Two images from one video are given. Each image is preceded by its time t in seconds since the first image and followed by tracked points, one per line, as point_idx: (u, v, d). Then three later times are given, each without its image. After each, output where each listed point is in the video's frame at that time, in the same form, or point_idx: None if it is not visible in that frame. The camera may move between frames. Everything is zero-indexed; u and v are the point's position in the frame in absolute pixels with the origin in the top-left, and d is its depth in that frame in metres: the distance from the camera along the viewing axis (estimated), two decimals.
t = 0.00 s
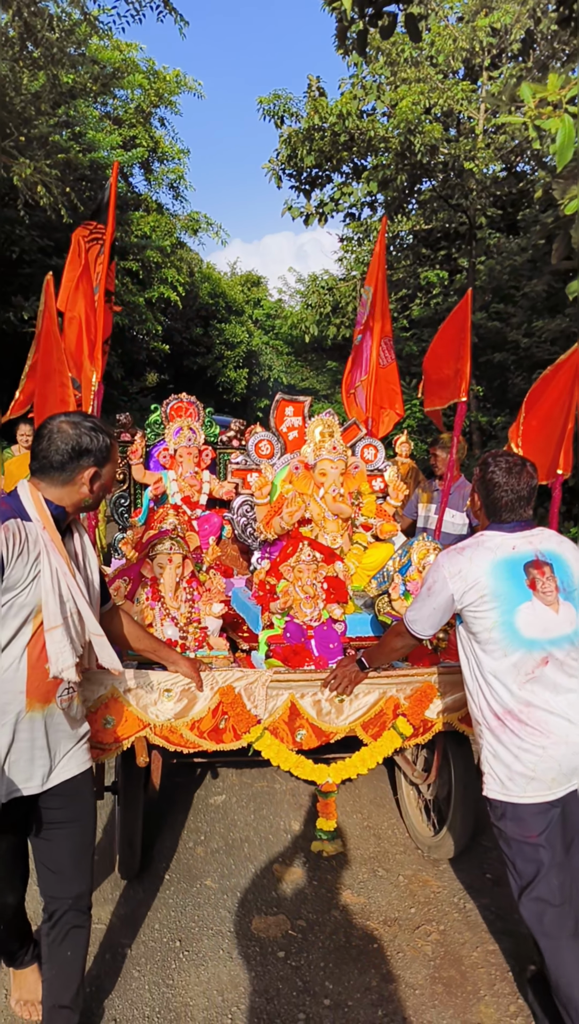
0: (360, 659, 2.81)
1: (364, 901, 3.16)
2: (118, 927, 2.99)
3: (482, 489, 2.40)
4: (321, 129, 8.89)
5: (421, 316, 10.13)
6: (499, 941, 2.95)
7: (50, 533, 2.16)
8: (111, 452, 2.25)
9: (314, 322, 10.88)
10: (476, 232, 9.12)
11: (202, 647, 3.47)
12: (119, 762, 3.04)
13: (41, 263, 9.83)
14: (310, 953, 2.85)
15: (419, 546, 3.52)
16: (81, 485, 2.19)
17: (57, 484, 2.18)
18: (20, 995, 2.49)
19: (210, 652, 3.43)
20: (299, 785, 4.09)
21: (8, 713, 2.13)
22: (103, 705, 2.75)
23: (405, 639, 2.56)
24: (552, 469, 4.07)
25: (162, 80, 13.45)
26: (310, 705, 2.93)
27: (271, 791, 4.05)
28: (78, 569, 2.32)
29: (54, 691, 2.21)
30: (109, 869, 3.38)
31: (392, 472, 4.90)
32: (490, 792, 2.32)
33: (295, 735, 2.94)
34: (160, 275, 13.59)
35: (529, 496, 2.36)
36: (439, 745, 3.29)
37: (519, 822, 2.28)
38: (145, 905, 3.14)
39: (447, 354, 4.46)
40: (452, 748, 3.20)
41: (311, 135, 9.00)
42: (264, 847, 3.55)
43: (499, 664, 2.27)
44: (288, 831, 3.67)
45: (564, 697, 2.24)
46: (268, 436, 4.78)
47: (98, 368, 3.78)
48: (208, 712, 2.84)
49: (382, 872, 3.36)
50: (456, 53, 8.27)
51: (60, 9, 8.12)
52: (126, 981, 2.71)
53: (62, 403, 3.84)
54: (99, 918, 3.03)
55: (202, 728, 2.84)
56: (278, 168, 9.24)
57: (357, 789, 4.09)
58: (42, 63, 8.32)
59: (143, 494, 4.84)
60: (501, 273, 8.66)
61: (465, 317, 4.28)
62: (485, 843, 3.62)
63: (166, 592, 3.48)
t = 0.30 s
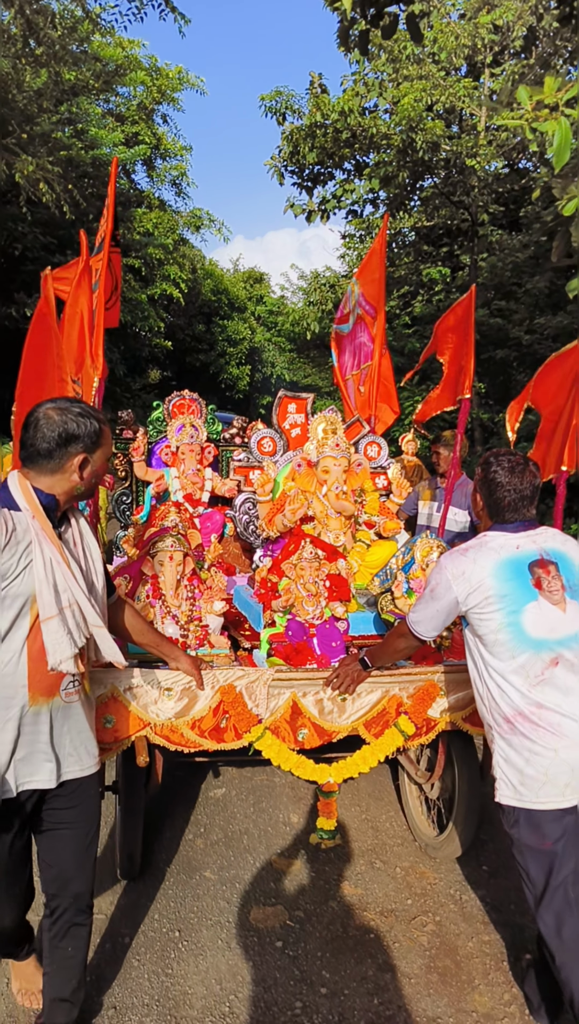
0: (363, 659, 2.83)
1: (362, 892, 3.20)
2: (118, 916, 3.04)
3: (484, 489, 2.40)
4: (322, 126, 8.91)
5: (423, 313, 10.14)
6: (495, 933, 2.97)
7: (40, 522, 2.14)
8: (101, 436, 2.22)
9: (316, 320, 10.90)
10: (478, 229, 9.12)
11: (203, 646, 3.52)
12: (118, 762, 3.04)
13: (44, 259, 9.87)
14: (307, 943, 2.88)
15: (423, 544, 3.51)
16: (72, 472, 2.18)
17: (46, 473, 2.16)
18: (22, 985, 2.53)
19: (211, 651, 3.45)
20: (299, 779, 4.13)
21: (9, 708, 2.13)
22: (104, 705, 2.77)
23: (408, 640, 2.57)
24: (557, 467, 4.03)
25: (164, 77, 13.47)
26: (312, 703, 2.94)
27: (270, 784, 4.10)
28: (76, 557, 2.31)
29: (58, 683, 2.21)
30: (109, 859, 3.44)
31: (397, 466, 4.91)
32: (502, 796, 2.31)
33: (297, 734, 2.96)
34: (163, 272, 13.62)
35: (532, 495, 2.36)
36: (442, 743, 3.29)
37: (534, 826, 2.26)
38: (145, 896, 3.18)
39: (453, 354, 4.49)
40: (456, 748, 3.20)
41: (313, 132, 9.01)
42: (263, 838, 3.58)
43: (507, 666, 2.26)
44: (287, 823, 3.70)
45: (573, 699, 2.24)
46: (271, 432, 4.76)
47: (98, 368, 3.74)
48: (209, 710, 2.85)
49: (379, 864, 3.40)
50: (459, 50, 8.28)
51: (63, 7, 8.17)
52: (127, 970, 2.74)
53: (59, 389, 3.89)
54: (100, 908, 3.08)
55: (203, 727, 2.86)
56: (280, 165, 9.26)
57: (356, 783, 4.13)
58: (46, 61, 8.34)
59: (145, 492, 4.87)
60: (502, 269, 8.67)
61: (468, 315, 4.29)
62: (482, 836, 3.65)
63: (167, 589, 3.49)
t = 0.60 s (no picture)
0: (368, 659, 2.85)
1: (363, 887, 3.23)
2: (121, 915, 3.07)
3: (486, 490, 2.42)
4: (318, 128, 8.94)
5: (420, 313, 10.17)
6: (494, 927, 3.00)
7: (31, 521, 2.14)
8: (89, 429, 2.22)
9: (314, 321, 10.94)
10: (474, 229, 9.15)
11: (205, 648, 3.54)
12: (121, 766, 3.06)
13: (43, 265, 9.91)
14: (308, 939, 2.90)
15: (425, 544, 3.52)
16: (61, 468, 2.19)
17: (35, 471, 2.18)
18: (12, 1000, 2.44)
19: (213, 654, 3.47)
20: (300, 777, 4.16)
21: (11, 709, 2.13)
22: (106, 710, 2.79)
23: (412, 642, 2.60)
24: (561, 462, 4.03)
25: (161, 81, 13.53)
26: (315, 706, 2.96)
27: (272, 783, 4.13)
28: (73, 554, 2.33)
29: (60, 683, 2.20)
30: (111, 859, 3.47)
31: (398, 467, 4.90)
32: (510, 802, 2.31)
33: (301, 736, 2.97)
34: (161, 276, 13.67)
35: (534, 494, 2.38)
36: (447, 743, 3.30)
37: (540, 833, 2.25)
38: (147, 894, 3.21)
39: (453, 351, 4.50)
40: (461, 748, 3.21)
41: (309, 134, 9.04)
42: (265, 836, 3.61)
43: (515, 669, 2.26)
44: (289, 820, 3.73)
45: None
46: (271, 432, 4.80)
47: (97, 370, 3.73)
48: (212, 714, 2.87)
49: (380, 860, 3.43)
50: (453, 52, 8.33)
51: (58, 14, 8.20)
52: (129, 967, 2.77)
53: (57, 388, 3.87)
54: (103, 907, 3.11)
55: (205, 731, 2.88)
56: (276, 167, 9.29)
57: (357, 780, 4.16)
58: (42, 67, 8.37)
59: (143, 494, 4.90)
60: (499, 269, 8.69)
61: (468, 312, 4.30)
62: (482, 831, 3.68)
63: (167, 592, 3.50)
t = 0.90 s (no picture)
0: (372, 662, 2.84)
1: (362, 882, 3.23)
2: (121, 908, 3.08)
3: (492, 490, 2.42)
4: (318, 129, 8.94)
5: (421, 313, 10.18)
6: (491, 920, 3.01)
7: (27, 520, 2.13)
8: (83, 423, 2.23)
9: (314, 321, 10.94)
10: (474, 229, 9.16)
11: (208, 650, 3.58)
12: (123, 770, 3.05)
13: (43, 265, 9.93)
14: (308, 932, 2.91)
15: (429, 545, 3.51)
16: (55, 463, 2.19)
17: (29, 470, 2.19)
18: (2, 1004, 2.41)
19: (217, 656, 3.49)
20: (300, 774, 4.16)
21: (16, 709, 2.12)
22: (108, 713, 2.79)
23: (417, 643, 2.60)
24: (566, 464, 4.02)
25: (161, 82, 13.55)
26: (320, 709, 2.95)
27: (272, 780, 4.14)
28: (73, 551, 2.33)
29: (65, 683, 2.20)
30: (112, 854, 3.49)
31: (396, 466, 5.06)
32: (516, 804, 2.30)
33: (305, 740, 2.97)
34: (162, 276, 13.70)
35: (540, 492, 2.38)
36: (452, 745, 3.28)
37: (545, 836, 2.24)
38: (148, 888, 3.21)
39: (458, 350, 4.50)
40: (466, 751, 3.20)
41: (309, 135, 9.05)
42: (265, 831, 3.62)
43: (521, 671, 2.25)
44: (288, 816, 3.74)
45: None
46: (273, 432, 4.79)
47: (98, 369, 3.74)
48: (215, 716, 2.88)
49: (379, 854, 3.44)
50: (453, 52, 8.34)
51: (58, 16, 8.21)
52: (131, 958, 2.78)
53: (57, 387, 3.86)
54: (104, 900, 3.12)
55: (209, 734, 2.89)
56: (277, 168, 9.30)
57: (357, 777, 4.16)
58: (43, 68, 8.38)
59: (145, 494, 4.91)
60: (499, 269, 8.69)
61: (473, 312, 4.28)
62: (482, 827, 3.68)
63: (170, 594, 3.51)
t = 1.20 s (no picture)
0: (376, 662, 2.85)
1: (361, 874, 3.24)
2: (122, 901, 3.09)
3: (496, 488, 2.43)
4: (317, 129, 8.96)
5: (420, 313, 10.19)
6: (489, 911, 3.02)
7: (26, 522, 2.14)
8: (77, 422, 2.24)
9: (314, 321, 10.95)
10: (473, 229, 9.17)
11: (210, 651, 3.57)
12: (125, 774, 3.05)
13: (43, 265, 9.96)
14: (308, 923, 2.92)
15: (431, 544, 3.53)
16: (52, 462, 2.20)
17: (26, 471, 2.20)
18: None
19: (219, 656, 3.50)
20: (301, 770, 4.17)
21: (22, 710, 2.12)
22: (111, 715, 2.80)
23: (421, 642, 2.60)
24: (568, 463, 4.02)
25: (161, 83, 13.58)
26: (323, 710, 2.96)
27: (272, 775, 4.15)
28: (74, 551, 2.34)
29: (71, 683, 2.22)
30: (112, 850, 3.50)
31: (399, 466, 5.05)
32: (519, 802, 2.30)
33: (308, 741, 2.98)
34: (162, 277, 13.72)
35: (544, 489, 2.39)
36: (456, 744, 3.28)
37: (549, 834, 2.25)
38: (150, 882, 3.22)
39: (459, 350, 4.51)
40: (469, 749, 3.19)
41: (308, 136, 9.07)
42: (265, 825, 3.63)
43: (526, 668, 2.26)
44: (288, 811, 3.76)
45: None
46: (274, 431, 4.77)
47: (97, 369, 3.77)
48: (218, 717, 2.89)
49: (377, 848, 3.45)
50: (451, 52, 8.36)
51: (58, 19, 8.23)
52: (133, 949, 2.79)
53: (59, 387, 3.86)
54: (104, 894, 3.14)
55: (212, 735, 2.90)
56: (276, 169, 9.32)
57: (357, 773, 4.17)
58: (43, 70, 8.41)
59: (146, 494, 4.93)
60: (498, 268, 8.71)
61: (472, 311, 4.31)
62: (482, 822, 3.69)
63: (172, 594, 3.54)
